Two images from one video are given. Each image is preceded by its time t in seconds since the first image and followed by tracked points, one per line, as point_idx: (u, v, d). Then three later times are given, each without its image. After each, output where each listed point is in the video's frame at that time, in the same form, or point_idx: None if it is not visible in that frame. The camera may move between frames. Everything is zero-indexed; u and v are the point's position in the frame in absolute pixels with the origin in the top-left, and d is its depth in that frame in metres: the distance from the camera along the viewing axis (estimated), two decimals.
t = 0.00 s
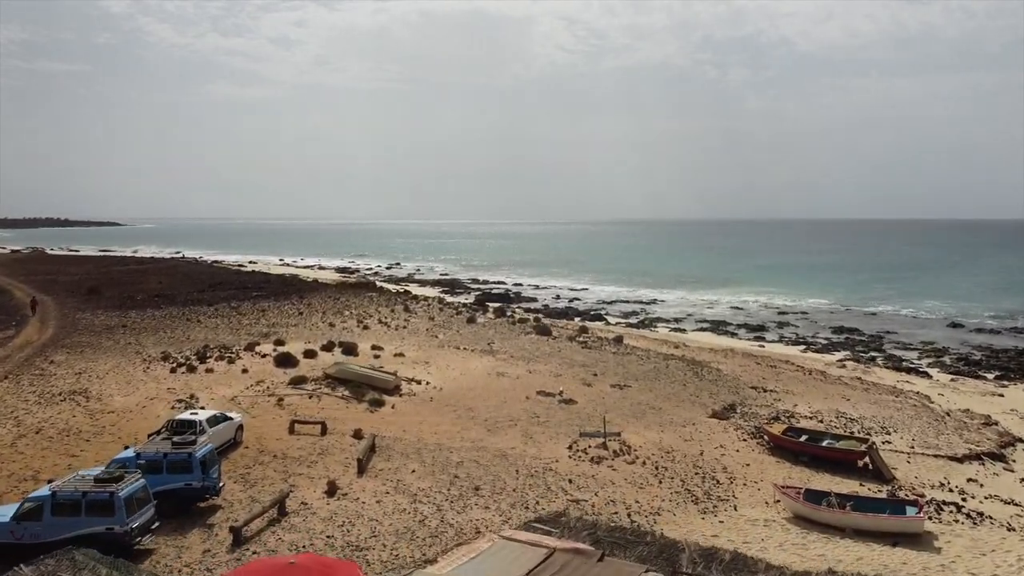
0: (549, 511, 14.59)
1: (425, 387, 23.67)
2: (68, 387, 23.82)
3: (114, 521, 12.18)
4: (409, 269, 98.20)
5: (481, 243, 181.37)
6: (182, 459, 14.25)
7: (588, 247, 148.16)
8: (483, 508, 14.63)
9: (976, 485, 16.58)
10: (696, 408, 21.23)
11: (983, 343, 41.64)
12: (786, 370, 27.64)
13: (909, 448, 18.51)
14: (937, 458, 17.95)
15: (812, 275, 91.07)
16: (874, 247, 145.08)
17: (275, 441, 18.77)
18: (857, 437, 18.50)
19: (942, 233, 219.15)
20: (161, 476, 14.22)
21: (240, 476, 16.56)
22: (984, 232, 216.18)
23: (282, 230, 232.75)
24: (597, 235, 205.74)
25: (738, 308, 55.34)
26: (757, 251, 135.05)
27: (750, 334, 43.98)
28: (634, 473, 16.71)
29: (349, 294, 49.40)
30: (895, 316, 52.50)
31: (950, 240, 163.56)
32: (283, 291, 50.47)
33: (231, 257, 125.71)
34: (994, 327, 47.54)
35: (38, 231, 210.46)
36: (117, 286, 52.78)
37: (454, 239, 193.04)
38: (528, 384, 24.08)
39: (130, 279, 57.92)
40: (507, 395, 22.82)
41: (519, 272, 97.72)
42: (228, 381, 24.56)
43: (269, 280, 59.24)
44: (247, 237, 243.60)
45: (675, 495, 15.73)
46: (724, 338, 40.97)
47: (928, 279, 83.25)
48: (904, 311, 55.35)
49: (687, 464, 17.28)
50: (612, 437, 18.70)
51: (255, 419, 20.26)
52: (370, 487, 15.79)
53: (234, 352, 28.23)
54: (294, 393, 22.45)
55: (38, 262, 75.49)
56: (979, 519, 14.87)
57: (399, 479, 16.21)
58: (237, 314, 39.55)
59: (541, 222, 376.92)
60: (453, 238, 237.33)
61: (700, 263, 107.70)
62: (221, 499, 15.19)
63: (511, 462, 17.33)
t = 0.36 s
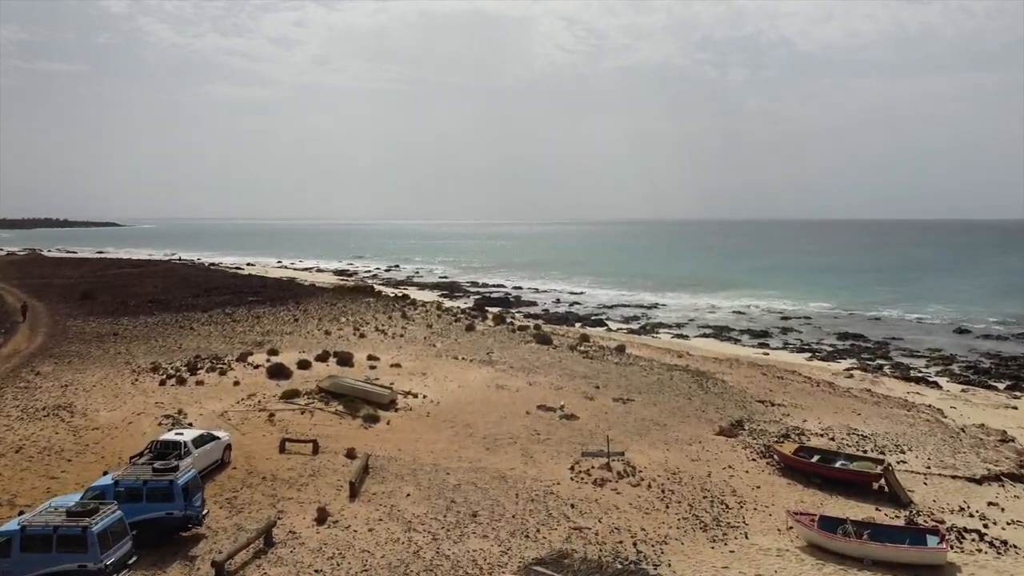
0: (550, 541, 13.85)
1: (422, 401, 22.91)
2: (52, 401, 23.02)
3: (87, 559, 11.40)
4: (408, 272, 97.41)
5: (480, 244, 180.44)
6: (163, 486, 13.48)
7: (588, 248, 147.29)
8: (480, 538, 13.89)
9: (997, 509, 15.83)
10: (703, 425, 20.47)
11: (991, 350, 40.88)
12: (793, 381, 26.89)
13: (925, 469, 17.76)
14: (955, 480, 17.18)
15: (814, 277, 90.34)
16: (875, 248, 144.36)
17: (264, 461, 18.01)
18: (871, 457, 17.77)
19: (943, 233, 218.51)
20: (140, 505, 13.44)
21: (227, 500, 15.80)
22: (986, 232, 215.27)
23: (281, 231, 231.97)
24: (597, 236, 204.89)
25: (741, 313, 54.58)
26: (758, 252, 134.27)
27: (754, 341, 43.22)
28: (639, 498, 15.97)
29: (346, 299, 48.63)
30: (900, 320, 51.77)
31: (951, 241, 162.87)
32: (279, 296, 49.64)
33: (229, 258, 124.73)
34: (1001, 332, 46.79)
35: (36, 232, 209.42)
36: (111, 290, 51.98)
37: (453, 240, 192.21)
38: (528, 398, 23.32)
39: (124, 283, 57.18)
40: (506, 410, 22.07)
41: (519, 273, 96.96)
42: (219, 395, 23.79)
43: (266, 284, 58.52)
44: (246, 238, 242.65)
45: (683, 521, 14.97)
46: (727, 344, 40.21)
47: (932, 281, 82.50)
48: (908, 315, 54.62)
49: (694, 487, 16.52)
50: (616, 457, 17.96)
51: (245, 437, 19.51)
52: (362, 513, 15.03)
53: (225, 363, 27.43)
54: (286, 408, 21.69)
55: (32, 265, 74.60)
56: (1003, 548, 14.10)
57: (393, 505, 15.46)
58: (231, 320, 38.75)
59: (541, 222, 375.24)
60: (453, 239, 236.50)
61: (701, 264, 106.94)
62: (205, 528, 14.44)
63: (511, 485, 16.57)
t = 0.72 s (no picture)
0: (552, 573, 13.07)
1: (419, 416, 22.15)
2: (35, 416, 22.20)
3: None
4: (407, 274, 96.65)
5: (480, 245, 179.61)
6: (142, 517, 12.71)
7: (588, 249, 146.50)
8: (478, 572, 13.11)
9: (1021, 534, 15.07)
10: (710, 443, 19.71)
11: (1000, 357, 40.13)
12: (800, 393, 26.16)
13: (943, 490, 16.99)
14: (976, 504, 16.38)
15: (815, 280, 89.63)
16: (876, 249, 143.51)
17: (253, 483, 17.23)
18: (886, 478, 17.01)
19: (944, 234, 217.65)
20: (116, 536, 12.67)
21: (212, 527, 15.03)
22: (987, 232, 214.71)
23: (280, 232, 231.07)
24: (597, 237, 203.96)
25: (744, 318, 53.81)
26: (759, 254, 133.50)
27: (758, 347, 42.47)
28: (645, 523, 15.19)
29: (343, 304, 47.84)
30: (905, 326, 51.05)
31: (953, 242, 162.18)
32: (275, 302, 48.85)
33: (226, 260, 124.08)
34: (1008, 338, 46.05)
35: (33, 232, 208.42)
36: (104, 295, 51.18)
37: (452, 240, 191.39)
38: (528, 412, 22.56)
39: (118, 287, 56.41)
40: (506, 425, 21.30)
41: (518, 276, 96.16)
42: (208, 409, 23.00)
43: (262, 289, 57.72)
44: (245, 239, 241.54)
45: (692, 549, 14.19)
46: (731, 351, 39.45)
47: (935, 285, 81.83)
48: (913, 320, 53.90)
49: (703, 512, 15.75)
50: (620, 479, 17.18)
51: (234, 456, 18.73)
52: (354, 542, 14.26)
53: (216, 374, 26.63)
54: (277, 424, 20.92)
55: (27, 268, 73.71)
56: None
57: (386, 532, 14.70)
58: (224, 328, 37.97)
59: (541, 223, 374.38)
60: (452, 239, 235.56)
61: (702, 266, 106.17)
62: (187, 559, 13.66)
63: (510, 509, 15.79)
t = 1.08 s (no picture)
0: None
1: (415, 431, 21.38)
2: (16, 431, 21.37)
3: None
4: (406, 276, 95.85)
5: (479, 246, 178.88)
6: (117, 551, 11.93)
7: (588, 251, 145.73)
8: None
9: None
10: (717, 461, 18.96)
11: (1008, 365, 39.44)
12: (808, 406, 25.42)
13: (963, 514, 16.26)
14: (997, 529, 15.63)
15: (817, 282, 89.02)
16: (877, 251, 142.95)
17: (240, 506, 16.43)
18: (902, 502, 16.27)
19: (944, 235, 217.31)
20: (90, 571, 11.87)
21: (195, 556, 14.23)
22: (987, 233, 214.30)
23: (278, 232, 230.10)
24: (596, 238, 203.27)
25: (747, 323, 53.09)
26: (759, 255, 132.88)
27: (761, 354, 41.77)
28: (652, 551, 14.42)
29: (339, 309, 47.03)
30: (910, 331, 50.38)
31: (953, 244, 161.82)
32: (271, 307, 48.04)
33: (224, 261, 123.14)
34: (1015, 345, 45.37)
35: (31, 232, 207.21)
36: (97, 300, 50.34)
37: (452, 241, 190.52)
38: (529, 427, 21.78)
39: (113, 291, 55.59)
40: (505, 442, 20.54)
41: (518, 278, 95.43)
42: (197, 423, 22.19)
43: (258, 293, 56.90)
44: (243, 239, 240.44)
45: None
46: (734, 359, 38.73)
47: (937, 288, 81.24)
48: (917, 325, 53.24)
49: (713, 539, 14.98)
50: (625, 501, 16.43)
51: (222, 476, 17.94)
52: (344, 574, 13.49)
53: (207, 386, 25.83)
54: (268, 440, 20.14)
55: (21, 271, 72.78)
56: None
57: (379, 562, 13.93)
58: (218, 335, 37.17)
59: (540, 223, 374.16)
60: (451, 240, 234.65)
61: (702, 268, 105.39)
62: None
63: (510, 536, 15.03)
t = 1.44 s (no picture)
0: None
1: (411, 447, 20.61)
2: None
3: None
4: (404, 278, 95.08)
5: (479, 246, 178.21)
6: None
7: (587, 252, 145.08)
8: None
9: None
10: (725, 481, 18.16)
11: (1017, 372, 38.64)
12: (817, 418, 24.61)
13: (985, 540, 15.45)
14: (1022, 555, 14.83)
15: (819, 284, 88.23)
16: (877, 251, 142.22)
17: (225, 530, 15.65)
18: (921, 526, 15.48)
19: (945, 235, 216.51)
20: None
21: None
22: (988, 234, 213.55)
23: (277, 233, 229.24)
24: (596, 238, 202.58)
25: (750, 327, 52.30)
26: (759, 256, 132.54)
27: (766, 361, 40.96)
28: None
29: (336, 314, 46.24)
30: (916, 336, 49.60)
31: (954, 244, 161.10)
32: (266, 312, 47.23)
33: (222, 262, 122.32)
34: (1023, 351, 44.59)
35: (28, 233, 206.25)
36: (91, 304, 49.59)
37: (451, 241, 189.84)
38: (529, 443, 20.98)
39: (107, 295, 54.79)
40: (503, 458, 19.77)
41: (518, 280, 94.62)
42: (185, 438, 21.39)
43: (255, 297, 56.12)
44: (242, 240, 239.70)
45: None
46: (738, 366, 37.91)
47: (941, 290, 80.38)
48: (923, 330, 52.46)
49: (722, 567, 14.18)
50: (629, 525, 15.65)
51: (208, 497, 17.15)
52: None
53: (197, 398, 25.02)
54: (257, 458, 19.36)
55: (15, 274, 71.96)
56: None
57: None
58: (211, 342, 36.35)
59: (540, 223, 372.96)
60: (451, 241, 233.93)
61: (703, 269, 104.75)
62: None
63: (509, 564, 14.25)
